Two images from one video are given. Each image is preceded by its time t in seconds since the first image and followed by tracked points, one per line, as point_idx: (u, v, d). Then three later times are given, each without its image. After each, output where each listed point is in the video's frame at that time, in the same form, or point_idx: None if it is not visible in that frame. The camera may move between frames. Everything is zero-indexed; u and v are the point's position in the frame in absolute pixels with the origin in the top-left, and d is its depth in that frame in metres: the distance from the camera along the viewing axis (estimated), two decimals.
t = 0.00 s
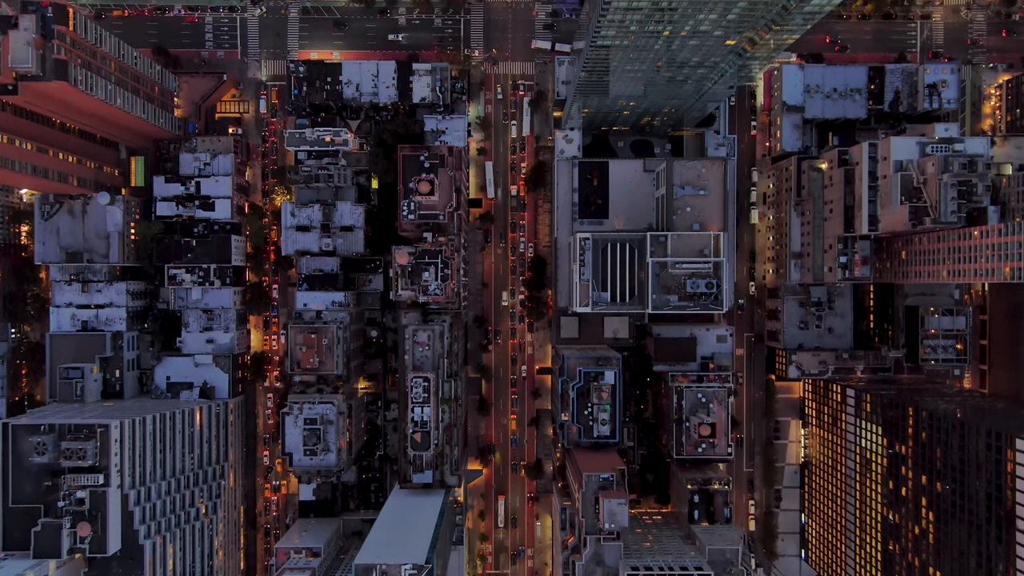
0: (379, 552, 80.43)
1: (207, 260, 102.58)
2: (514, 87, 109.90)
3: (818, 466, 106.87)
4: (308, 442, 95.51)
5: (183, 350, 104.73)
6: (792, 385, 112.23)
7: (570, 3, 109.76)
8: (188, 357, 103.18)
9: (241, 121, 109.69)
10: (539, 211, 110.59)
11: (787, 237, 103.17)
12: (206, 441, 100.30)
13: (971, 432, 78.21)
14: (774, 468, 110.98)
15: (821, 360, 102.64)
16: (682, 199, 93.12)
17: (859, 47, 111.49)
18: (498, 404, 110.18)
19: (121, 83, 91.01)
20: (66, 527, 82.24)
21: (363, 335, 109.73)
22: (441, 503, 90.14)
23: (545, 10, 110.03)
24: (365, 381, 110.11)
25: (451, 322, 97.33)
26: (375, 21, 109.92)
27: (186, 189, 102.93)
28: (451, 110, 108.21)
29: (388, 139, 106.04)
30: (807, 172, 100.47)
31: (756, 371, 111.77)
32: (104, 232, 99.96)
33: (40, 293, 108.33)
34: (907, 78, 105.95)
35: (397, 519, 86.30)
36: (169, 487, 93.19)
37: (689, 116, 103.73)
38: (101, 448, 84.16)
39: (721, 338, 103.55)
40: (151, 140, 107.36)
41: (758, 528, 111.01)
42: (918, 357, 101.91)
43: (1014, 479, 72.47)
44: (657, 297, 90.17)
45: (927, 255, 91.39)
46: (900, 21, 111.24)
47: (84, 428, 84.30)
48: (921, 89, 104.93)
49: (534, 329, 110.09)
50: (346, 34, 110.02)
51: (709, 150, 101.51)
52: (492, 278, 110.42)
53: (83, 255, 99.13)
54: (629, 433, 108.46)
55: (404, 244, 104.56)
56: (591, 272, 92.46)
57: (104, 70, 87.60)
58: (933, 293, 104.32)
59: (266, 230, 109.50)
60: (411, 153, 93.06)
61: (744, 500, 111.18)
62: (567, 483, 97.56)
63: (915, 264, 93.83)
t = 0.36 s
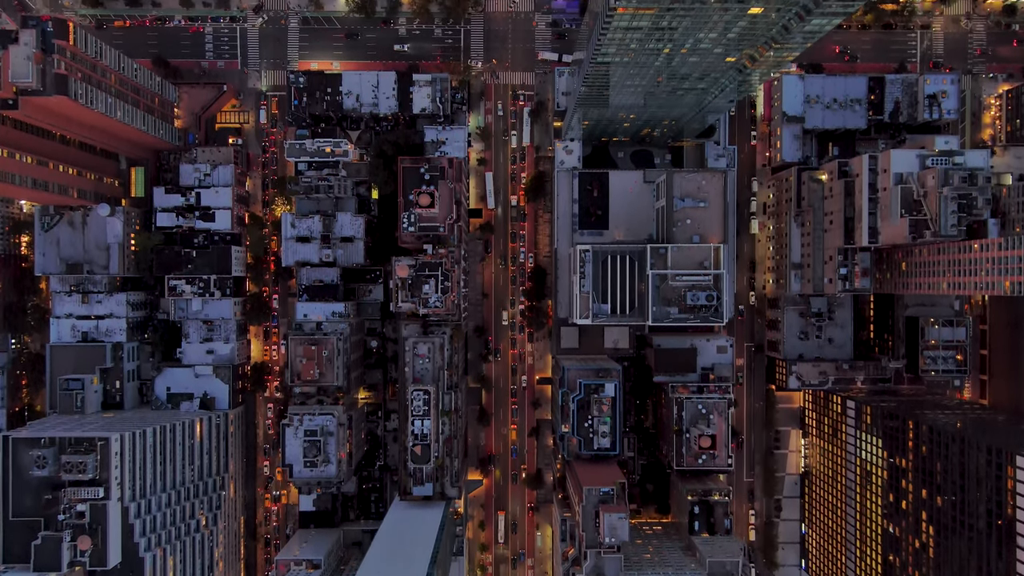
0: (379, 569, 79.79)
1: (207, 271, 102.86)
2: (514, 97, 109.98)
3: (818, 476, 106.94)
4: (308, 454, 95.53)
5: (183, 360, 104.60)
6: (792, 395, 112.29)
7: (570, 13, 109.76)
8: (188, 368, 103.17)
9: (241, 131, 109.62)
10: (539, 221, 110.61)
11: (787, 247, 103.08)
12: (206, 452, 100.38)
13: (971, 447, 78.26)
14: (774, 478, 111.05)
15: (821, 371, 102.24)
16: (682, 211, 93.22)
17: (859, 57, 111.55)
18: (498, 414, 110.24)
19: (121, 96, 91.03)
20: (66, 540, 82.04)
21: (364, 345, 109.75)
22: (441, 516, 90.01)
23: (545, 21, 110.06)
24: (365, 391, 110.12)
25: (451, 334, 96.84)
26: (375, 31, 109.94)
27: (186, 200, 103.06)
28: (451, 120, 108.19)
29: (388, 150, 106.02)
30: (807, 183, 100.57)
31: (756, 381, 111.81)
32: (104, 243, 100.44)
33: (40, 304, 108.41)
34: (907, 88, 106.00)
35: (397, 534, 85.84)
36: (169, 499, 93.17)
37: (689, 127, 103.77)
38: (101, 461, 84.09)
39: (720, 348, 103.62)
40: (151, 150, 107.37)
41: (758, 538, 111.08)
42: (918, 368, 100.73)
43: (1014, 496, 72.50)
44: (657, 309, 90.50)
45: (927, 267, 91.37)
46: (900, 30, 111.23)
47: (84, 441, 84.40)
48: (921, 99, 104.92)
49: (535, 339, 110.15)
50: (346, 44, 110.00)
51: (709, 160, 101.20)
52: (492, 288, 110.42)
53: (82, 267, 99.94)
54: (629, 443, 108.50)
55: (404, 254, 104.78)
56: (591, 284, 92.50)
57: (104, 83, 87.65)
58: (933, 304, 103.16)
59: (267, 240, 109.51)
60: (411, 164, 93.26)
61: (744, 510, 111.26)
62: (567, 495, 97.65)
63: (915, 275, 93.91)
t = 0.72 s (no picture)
0: None
1: (207, 281, 102.87)
2: (514, 107, 110.01)
3: (818, 487, 106.97)
4: (308, 465, 95.60)
5: (183, 371, 104.37)
6: (792, 405, 112.33)
7: (570, 23, 109.76)
8: (188, 379, 103.17)
9: (241, 141, 109.61)
10: (539, 231, 110.61)
11: (787, 258, 103.04)
12: (206, 464, 100.35)
13: (971, 463, 78.29)
14: (774, 487, 111.13)
15: (822, 382, 102.68)
16: (682, 223, 93.29)
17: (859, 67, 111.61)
18: (499, 424, 110.23)
19: (121, 108, 90.96)
20: (66, 553, 82.05)
21: (364, 356, 109.74)
22: (441, 529, 90.07)
23: (545, 31, 110.07)
24: (365, 402, 110.07)
25: (451, 346, 96.81)
26: (375, 41, 109.95)
27: (186, 211, 103.09)
28: (451, 130, 108.16)
29: (388, 162, 105.50)
30: (807, 195, 100.62)
31: (757, 391, 111.83)
32: (104, 255, 100.86)
33: (40, 314, 108.31)
34: (907, 99, 106.06)
35: (397, 547, 85.94)
36: (169, 512, 93.10)
37: (689, 138, 103.75)
38: (101, 474, 84.01)
39: (721, 359, 103.74)
40: (151, 161, 107.43)
41: (758, 547, 111.09)
42: (918, 379, 100.75)
43: (1014, 512, 72.50)
44: (657, 321, 90.51)
45: (927, 279, 91.37)
46: (900, 40, 111.24)
47: (84, 454, 84.41)
48: (921, 110, 104.99)
49: (535, 349, 110.16)
50: (346, 54, 109.97)
51: (709, 171, 100.94)
52: (492, 298, 110.42)
53: (83, 278, 100.37)
54: (629, 453, 108.50)
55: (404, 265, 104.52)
56: (591, 296, 92.48)
57: (104, 96, 87.61)
58: (933, 315, 102.72)
59: (267, 250, 109.62)
60: (411, 176, 93.39)
61: (744, 520, 111.26)
62: (567, 506, 97.66)
63: (915, 286, 93.87)
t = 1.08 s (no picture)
0: None
1: (207, 292, 102.53)
2: (514, 117, 110.04)
3: (818, 497, 107.07)
4: (308, 477, 95.58)
5: (183, 381, 104.33)
6: (792, 415, 112.37)
7: (569, 33, 109.76)
8: (188, 390, 103.17)
9: (241, 152, 109.64)
10: (539, 241, 110.61)
11: (787, 269, 103.05)
12: (206, 475, 100.32)
13: (971, 478, 78.33)
14: (774, 497, 111.21)
15: (822, 393, 102.97)
16: (682, 235, 93.30)
17: (859, 77, 111.72)
18: (499, 434, 110.23)
19: (121, 121, 90.94)
20: (66, 567, 82.19)
21: (364, 366, 109.68)
22: (441, 541, 90.05)
23: (545, 41, 110.06)
24: (365, 412, 110.07)
25: (451, 358, 96.76)
26: (375, 51, 109.95)
27: (186, 222, 103.02)
28: (451, 141, 108.15)
29: (388, 172, 105.69)
30: (807, 206, 100.53)
31: (757, 401, 111.78)
32: (104, 266, 100.94)
33: (40, 325, 108.24)
34: (907, 109, 106.08)
35: (397, 559, 85.98)
36: (169, 524, 93.06)
37: (689, 150, 103.91)
38: (102, 488, 84.02)
39: (721, 369, 103.69)
40: (151, 171, 107.39)
41: (758, 557, 111.09)
42: (918, 391, 100.88)
43: (1015, 529, 72.47)
44: (657, 334, 90.45)
45: (927, 290, 91.43)
46: (900, 50, 111.25)
47: (84, 467, 84.46)
48: (921, 120, 105.03)
49: (535, 359, 110.18)
50: (346, 65, 109.96)
51: (709, 182, 102.11)
52: (492, 308, 110.44)
53: (83, 289, 100.61)
54: (629, 463, 108.48)
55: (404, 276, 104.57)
56: (591, 308, 92.46)
57: (104, 109, 87.59)
58: (933, 325, 103.08)
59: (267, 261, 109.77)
60: (411, 189, 93.32)
61: (744, 530, 111.23)
62: (567, 517, 97.67)
63: (915, 298, 93.92)
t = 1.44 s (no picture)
0: None
1: (207, 303, 102.23)
2: (514, 126, 110.06)
3: (818, 506, 107.15)
4: (308, 488, 95.55)
5: (183, 393, 104.43)
6: (792, 424, 112.42)
7: (569, 43, 109.82)
8: (188, 400, 103.11)
9: (241, 161, 109.75)
10: (539, 250, 110.59)
11: (787, 278, 102.98)
12: (206, 486, 100.19)
13: (972, 492, 78.31)
14: (775, 506, 111.22)
15: (822, 403, 102.92)
16: (682, 246, 93.26)
17: (859, 86, 111.76)
18: (499, 443, 110.21)
19: (121, 132, 90.89)
20: None
21: (364, 375, 109.63)
22: (442, 552, 89.98)
23: (545, 50, 110.08)
24: (365, 421, 110.11)
25: (452, 369, 96.73)
26: (375, 61, 109.95)
27: (186, 232, 103.33)
28: (451, 150, 108.15)
29: (388, 183, 105.49)
30: (808, 216, 100.45)
31: (757, 410, 111.75)
32: (104, 276, 100.94)
33: (40, 334, 108.17)
34: (907, 118, 106.06)
35: (397, 571, 85.85)
36: (169, 535, 92.96)
37: (689, 160, 104.16)
38: (102, 500, 83.94)
39: (720, 379, 104.00)
40: (151, 181, 107.28)
41: (759, 566, 111.12)
42: (918, 401, 100.74)
43: (1015, 545, 72.42)
44: (657, 345, 90.34)
45: (927, 301, 91.52)
46: (900, 59, 111.30)
47: (85, 479, 84.34)
48: (921, 129, 105.06)
49: (535, 368, 110.18)
50: (346, 74, 109.95)
51: (709, 192, 101.69)
52: (492, 317, 110.49)
53: (83, 300, 100.72)
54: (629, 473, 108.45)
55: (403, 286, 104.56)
56: (592, 319, 92.40)
57: (104, 121, 87.54)
58: (933, 335, 102.48)
59: (267, 270, 109.75)
60: (411, 200, 93.25)
61: (744, 539, 111.26)
62: (568, 528, 97.60)
63: (915, 308, 94.00)
